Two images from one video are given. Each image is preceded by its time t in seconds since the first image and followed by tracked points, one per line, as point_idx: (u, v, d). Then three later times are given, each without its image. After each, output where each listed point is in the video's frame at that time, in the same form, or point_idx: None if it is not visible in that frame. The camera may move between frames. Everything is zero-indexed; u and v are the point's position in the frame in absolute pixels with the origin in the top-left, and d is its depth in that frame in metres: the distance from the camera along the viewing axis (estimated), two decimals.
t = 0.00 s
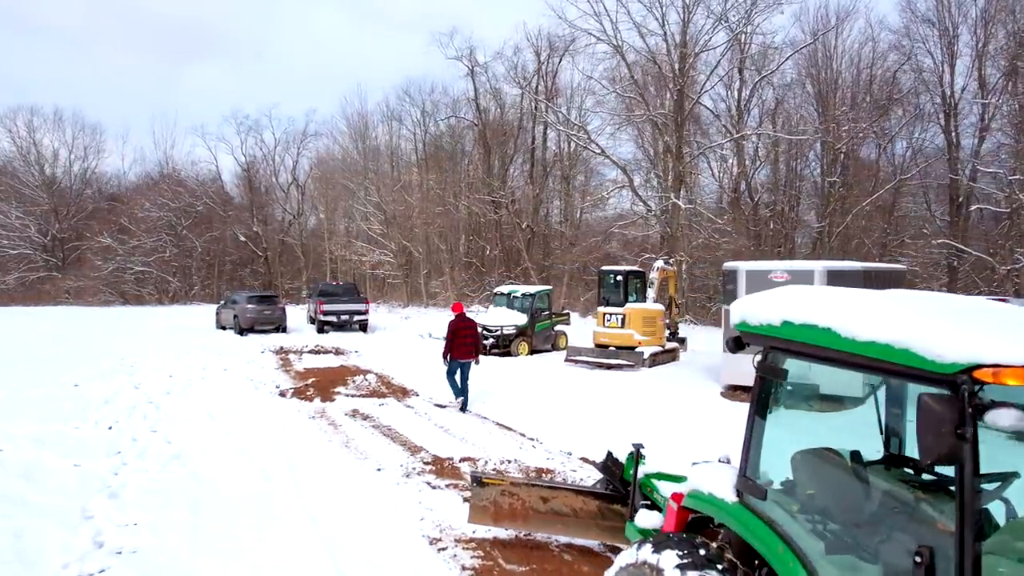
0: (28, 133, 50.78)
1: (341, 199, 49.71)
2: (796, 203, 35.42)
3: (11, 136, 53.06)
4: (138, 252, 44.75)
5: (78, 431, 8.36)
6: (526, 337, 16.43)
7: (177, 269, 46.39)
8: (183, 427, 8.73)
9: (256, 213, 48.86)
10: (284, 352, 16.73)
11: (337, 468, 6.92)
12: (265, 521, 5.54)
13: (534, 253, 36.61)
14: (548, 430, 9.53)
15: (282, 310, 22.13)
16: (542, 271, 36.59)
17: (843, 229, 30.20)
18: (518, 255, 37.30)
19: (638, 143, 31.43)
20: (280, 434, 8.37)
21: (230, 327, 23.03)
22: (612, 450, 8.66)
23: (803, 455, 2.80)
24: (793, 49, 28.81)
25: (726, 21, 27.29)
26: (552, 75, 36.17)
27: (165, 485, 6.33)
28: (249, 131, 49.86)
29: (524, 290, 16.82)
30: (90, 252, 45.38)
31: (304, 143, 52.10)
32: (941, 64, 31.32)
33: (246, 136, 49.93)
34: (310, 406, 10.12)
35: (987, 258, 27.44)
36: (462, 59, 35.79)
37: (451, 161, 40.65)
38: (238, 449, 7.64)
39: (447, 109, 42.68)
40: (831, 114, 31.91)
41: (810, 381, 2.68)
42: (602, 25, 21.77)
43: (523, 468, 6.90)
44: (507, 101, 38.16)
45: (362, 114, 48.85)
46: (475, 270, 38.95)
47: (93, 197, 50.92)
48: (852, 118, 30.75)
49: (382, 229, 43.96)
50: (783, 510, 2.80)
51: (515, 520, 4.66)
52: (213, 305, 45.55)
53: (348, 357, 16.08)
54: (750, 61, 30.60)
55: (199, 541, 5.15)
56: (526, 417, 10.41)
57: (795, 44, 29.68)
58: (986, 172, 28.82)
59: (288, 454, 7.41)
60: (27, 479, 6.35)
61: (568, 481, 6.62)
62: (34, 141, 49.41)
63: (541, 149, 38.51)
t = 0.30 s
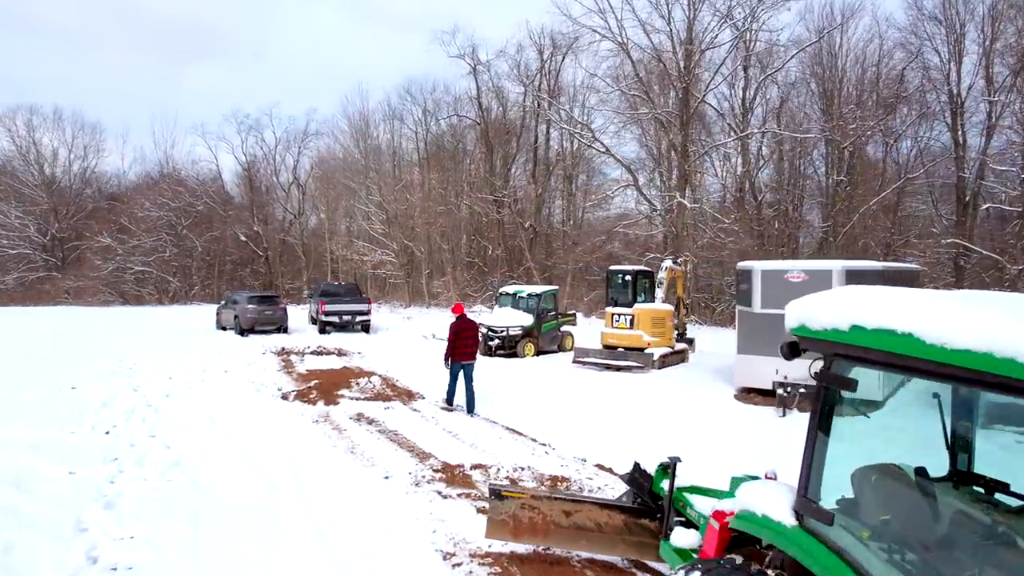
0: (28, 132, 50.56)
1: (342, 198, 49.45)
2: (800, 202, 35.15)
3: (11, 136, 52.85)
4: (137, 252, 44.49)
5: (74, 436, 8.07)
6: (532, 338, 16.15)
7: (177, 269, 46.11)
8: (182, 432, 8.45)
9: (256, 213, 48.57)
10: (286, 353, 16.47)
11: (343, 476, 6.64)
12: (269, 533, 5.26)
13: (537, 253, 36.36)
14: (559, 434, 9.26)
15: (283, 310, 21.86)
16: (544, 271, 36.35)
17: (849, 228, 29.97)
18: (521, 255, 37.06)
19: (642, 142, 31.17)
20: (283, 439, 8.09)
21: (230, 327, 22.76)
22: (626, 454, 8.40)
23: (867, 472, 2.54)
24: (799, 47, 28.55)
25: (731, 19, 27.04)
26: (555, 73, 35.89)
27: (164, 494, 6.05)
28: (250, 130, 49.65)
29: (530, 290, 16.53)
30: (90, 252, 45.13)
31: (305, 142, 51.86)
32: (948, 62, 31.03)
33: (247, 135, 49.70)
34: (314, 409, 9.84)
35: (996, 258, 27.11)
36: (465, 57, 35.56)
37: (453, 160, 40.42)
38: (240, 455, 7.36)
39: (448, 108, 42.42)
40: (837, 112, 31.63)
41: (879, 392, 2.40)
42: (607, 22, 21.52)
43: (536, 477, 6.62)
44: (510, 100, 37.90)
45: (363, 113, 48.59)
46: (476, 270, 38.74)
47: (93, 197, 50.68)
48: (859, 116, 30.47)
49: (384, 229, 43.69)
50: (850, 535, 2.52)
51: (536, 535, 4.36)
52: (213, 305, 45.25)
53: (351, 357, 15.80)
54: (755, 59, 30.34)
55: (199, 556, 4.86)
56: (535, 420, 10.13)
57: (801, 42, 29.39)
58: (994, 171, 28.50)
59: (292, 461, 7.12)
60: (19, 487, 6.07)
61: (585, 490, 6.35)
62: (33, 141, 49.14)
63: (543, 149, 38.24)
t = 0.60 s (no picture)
0: (27, 131, 50.27)
1: (343, 197, 49.16)
2: (806, 201, 34.75)
3: (10, 135, 52.59)
4: (137, 252, 44.19)
5: (69, 442, 7.78)
6: (539, 339, 15.85)
7: (178, 269, 45.80)
8: (182, 437, 8.17)
9: (257, 212, 48.33)
10: (288, 354, 16.18)
11: (350, 485, 6.34)
12: (272, 548, 4.96)
13: (540, 252, 36.01)
14: (570, 438, 8.97)
15: (285, 311, 21.56)
16: (548, 271, 36.00)
17: (857, 227, 29.62)
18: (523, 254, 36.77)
19: (646, 140, 30.84)
20: (286, 445, 7.79)
21: (231, 328, 22.46)
22: (640, 459, 8.11)
23: (947, 495, 2.25)
24: (805, 44, 28.29)
25: (738, 15, 26.72)
26: (558, 71, 35.49)
27: (162, 505, 5.76)
28: (250, 129, 49.35)
29: (536, 290, 16.23)
30: (90, 252, 44.85)
31: (306, 141, 51.58)
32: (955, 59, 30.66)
33: (247, 134, 49.42)
34: (317, 413, 9.54)
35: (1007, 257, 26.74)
36: (467, 55, 35.29)
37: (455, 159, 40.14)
38: (242, 463, 7.07)
39: (450, 106, 42.12)
40: (844, 111, 31.24)
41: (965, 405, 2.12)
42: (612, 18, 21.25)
43: (551, 485, 6.32)
44: (512, 99, 37.59)
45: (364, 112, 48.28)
46: (479, 270, 38.41)
47: (93, 196, 50.41)
48: (866, 113, 30.12)
49: (386, 228, 43.37)
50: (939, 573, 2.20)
51: (558, 553, 4.06)
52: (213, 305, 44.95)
53: (354, 359, 15.52)
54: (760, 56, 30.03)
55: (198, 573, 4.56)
56: (545, 423, 9.83)
57: (807, 38, 29.01)
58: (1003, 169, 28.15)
59: (295, 469, 6.83)
60: (9, 497, 5.77)
61: (603, 499, 6.05)
62: (32, 139, 48.81)
63: (546, 147, 37.89)
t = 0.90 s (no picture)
0: (26, 129, 50.01)
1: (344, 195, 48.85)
2: (811, 199, 34.42)
3: (9, 133, 52.35)
4: (136, 250, 43.93)
5: (64, 445, 7.51)
6: (545, 338, 15.57)
7: (178, 267, 45.54)
8: (182, 440, 7.90)
9: (257, 210, 48.06)
10: (289, 354, 15.91)
11: (355, 492, 6.09)
12: (274, 562, 4.69)
13: (542, 250, 35.71)
14: (582, 440, 8.69)
15: (286, 309, 21.29)
16: (550, 270, 35.70)
17: (864, 225, 29.32)
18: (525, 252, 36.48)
19: (649, 137, 30.61)
20: (289, 449, 7.53)
21: (231, 327, 22.18)
22: (655, 461, 7.85)
23: None
24: (810, 41, 27.98)
25: (743, 10, 26.39)
26: (561, 68, 35.13)
27: (158, 515, 5.50)
28: (250, 126, 49.05)
29: (542, 288, 15.94)
30: (89, 250, 44.62)
31: (306, 139, 51.30)
32: (962, 55, 30.26)
33: (247, 132, 49.13)
34: (320, 415, 9.28)
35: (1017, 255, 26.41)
36: (468, 51, 35.01)
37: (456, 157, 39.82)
38: (243, 468, 6.79)
39: (452, 103, 41.80)
40: (850, 108, 30.96)
41: None
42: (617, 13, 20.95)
43: (567, 492, 6.06)
44: (514, 96, 37.27)
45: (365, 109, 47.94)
46: (481, 267, 38.29)
47: (93, 194, 50.17)
48: (872, 110, 29.80)
49: (387, 226, 43.05)
50: None
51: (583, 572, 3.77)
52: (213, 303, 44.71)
53: (357, 359, 15.25)
54: (765, 53, 29.73)
55: None
56: (556, 425, 9.56)
57: (813, 34, 28.68)
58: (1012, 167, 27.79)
59: (298, 476, 6.56)
60: None
61: (622, 508, 5.77)
62: (31, 137, 48.51)
63: (548, 145, 37.57)
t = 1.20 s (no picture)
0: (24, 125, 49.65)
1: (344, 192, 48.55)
2: (816, 195, 34.10)
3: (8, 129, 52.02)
4: (136, 247, 43.57)
5: (57, 449, 7.23)
6: (550, 336, 15.29)
7: (178, 264, 45.20)
8: (180, 443, 7.63)
9: (257, 207, 47.75)
10: (290, 352, 15.61)
11: (361, 499, 5.81)
12: None
13: (544, 247, 35.40)
14: (594, 441, 8.41)
15: (286, 307, 21.01)
16: (552, 267, 35.41)
17: (870, 221, 29.01)
18: (527, 249, 36.18)
19: (653, 132, 30.32)
20: (290, 452, 7.25)
21: (231, 324, 21.88)
22: (670, 463, 7.58)
23: None
24: (816, 35, 27.61)
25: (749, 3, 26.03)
26: (563, 63, 34.81)
27: (155, 524, 5.22)
28: (249, 122, 48.71)
29: (548, 285, 15.65)
30: (88, 247, 44.29)
31: (307, 135, 50.98)
32: (969, 50, 29.92)
33: (246, 128, 48.81)
34: (322, 415, 9.02)
35: None
36: (470, 46, 34.65)
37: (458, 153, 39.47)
38: (243, 473, 6.52)
39: (453, 99, 41.46)
40: (857, 103, 30.62)
41: None
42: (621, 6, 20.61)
43: (582, 498, 5.79)
44: (515, 91, 36.91)
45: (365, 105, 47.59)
46: (482, 265, 37.67)
47: (92, 191, 49.83)
48: (879, 105, 29.42)
49: (387, 223, 42.67)
50: None
51: None
52: (213, 301, 44.40)
53: (359, 357, 14.96)
54: (770, 47, 29.36)
55: None
56: (565, 425, 9.29)
57: (818, 28, 28.35)
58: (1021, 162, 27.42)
59: (302, 481, 6.28)
60: None
61: (641, 516, 5.50)
62: (30, 134, 48.18)
63: (550, 141, 37.29)
